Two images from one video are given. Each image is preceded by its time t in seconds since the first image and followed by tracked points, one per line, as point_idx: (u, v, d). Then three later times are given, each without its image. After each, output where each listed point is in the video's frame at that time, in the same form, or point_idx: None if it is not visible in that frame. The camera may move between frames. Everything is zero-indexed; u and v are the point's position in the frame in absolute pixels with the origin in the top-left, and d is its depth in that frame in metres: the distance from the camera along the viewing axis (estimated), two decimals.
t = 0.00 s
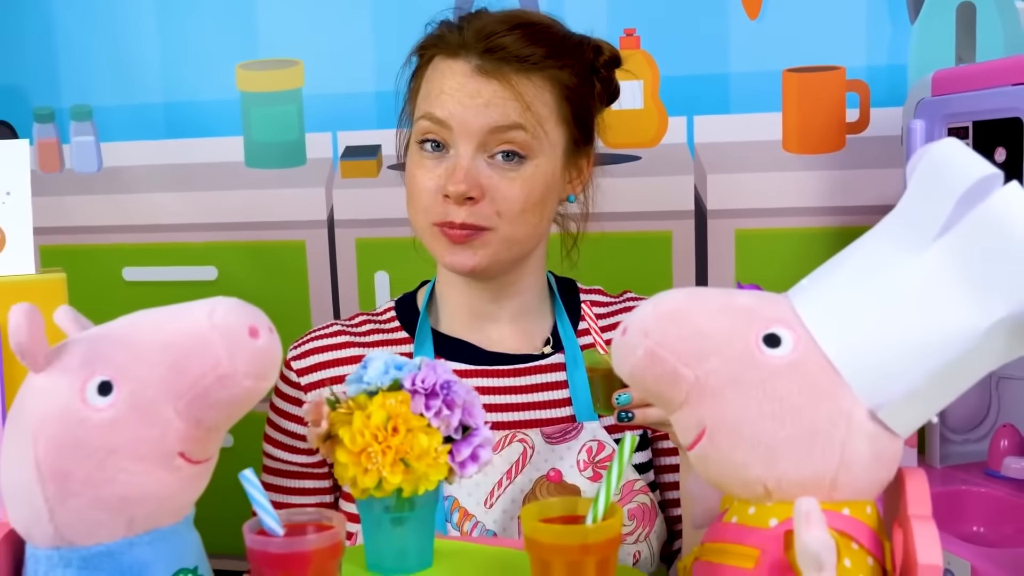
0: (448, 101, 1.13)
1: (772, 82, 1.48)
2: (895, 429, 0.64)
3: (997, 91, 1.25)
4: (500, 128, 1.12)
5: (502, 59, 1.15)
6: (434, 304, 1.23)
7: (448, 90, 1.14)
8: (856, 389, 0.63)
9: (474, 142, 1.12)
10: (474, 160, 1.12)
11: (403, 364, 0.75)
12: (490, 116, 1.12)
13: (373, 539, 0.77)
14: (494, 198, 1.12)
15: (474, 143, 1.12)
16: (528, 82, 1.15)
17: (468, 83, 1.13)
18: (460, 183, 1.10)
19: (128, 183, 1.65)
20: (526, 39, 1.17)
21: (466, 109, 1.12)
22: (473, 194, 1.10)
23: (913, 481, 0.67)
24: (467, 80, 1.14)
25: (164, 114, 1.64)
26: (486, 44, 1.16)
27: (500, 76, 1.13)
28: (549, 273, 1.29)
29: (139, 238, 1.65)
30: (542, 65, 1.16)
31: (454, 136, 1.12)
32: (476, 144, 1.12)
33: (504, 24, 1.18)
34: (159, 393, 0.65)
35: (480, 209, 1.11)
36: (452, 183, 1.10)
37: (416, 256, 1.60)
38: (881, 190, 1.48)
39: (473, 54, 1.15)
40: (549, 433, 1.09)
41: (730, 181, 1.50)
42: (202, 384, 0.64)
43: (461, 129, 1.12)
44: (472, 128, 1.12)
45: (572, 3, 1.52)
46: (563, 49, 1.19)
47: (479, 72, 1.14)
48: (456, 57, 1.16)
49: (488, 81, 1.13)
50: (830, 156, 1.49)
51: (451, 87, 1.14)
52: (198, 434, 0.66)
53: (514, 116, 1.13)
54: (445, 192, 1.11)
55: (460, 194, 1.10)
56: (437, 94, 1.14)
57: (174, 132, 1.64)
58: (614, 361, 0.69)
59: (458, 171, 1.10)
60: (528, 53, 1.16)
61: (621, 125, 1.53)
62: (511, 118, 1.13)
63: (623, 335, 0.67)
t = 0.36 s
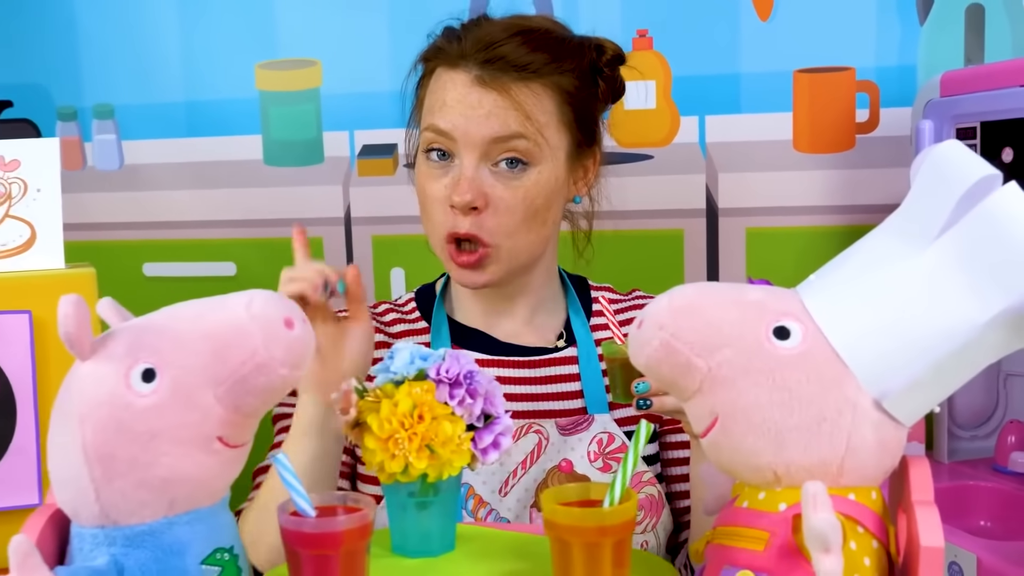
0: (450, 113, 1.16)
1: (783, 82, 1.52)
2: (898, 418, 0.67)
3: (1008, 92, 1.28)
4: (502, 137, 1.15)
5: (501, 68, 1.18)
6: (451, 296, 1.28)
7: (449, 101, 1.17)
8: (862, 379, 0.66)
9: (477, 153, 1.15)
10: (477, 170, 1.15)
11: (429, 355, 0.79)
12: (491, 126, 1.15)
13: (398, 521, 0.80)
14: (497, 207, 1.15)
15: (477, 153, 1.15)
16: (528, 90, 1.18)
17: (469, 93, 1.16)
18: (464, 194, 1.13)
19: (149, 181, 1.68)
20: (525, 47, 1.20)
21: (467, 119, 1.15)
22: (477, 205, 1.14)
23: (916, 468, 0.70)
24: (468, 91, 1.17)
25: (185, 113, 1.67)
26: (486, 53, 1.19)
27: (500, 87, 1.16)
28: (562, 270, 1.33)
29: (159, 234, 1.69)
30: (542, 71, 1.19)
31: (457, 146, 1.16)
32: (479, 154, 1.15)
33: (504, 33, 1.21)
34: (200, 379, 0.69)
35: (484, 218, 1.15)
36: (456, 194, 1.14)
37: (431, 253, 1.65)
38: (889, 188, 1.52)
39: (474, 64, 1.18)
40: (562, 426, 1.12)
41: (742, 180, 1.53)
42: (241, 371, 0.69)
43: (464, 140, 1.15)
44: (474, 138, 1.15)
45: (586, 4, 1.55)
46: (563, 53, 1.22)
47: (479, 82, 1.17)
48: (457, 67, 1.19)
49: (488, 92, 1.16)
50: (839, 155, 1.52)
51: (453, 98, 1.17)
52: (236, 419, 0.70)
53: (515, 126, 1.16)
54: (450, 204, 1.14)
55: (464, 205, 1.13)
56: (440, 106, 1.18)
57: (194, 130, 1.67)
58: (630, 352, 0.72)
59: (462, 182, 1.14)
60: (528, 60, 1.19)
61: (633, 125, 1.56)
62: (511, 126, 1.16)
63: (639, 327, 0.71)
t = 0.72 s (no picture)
0: (467, 117, 1.19)
1: (798, 86, 1.55)
2: (907, 417, 0.70)
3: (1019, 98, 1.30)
4: (520, 140, 1.18)
5: (518, 72, 1.21)
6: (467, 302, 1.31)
7: (466, 105, 1.20)
8: (873, 379, 0.69)
9: (493, 156, 1.18)
10: (494, 173, 1.18)
11: (455, 354, 0.82)
12: (509, 128, 1.17)
13: (425, 515, 0.83)
14: (514, 208, 1.18)
15: (494, 155, 1.18)
16: (545, 93, 1.21)
17: (486, 97, 1.19)
18: (482, 197, 1.16)
19: (171, 181, 1.72)
20: (541, 51, 1.23)
21: (484, 123, 1.18)
22: (494, 207, 1.16)
23: (924, 466, 0.73)
24: (485, 95, 1.20)
25: (206, 114, 1.71)
26: (503, 57, 1.22)
27: (517, 91, 1.19)
28: (577, 274, 1.36)
29: (180, 234, 1.73)
30: (557, 75, 1.22)
31: (474, 149, 1.18)
32: (496, 157, 1.18)
33: (520, 38, 1.24)
34: (239, 378, 0.72)
35: (501, 221, 1.18)
36: (474, 196, 1.16)
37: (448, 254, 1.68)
38: (901, 192, 1.54)
39: (490, 68, 1.21)
40: (577, 431, 1.14)
41: (756, 183, 1.56)
42: (277, 370, 0.72)
43: (482, 143, 1.18)
44: (492, 141, 1.18)
45: (603, 9, 1.58)
46: (577, 57, 1.25)
47: (496, 86, 1.20)
48: (474, 71, 1.23)
49: (505, 95, 1.19)
50: (852, 159, 1.55)
51: (470, 103, 1.20)
52: (271, 415, 0.73)
53: (532, 129, 1.18)
54: (468, 206, 1.17)
55: (482, 207, 1.16)
56: (457, 110, 1.20)
57: (216, 131, 1.71)
58: (649, 353, 0.75)
59: (480, 184, 1.17)
60: (544, 64, 1.22)
61: (649, 128, 1.59)
62: (528, 129, 1.18)
63: (659, 329, 0.74)
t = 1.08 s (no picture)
0: (477, 119, 1.21)
1: (799, 88, 1.57)
2: (908, 415, 0.72)
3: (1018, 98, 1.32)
4: (530, 142, 1.20)
5: (529, 74, 1.23)
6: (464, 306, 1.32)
7: (477, 107, 1.22)
8: (875, 379, 0.71)
9: (503, 158, 1.20)
10: (504, 174, 1.20)
11: (468, 357, 0.84)
12: (519, 130, 1.20)
13: (440, 514, 0.85)
14: (524, 209, 1.20)
15: (504, 157, 1.20)
16: (555, 96, 1.23)
17: (497, 99, 1.21)
18: (492, 198, 1.18)
19: (179, 185, 1.75)
20: (550, 54, 1.25)
21: (495, 125, 1.20)
22: (504, 208, 1.18)
23: (924, 462, 0.75)
24: (496, 97, 1.22)
25: (213, 119, 1.73)
26: (513, 60, 1.24)
27: (528, 93, 1.21)
28: (579, 278, 1.38)
29: (188, 237, 1.75)
30: (567, 77, 1.24)
31: (485, 151, 1.20)
32: (506, 159, 1.20)
33: (528, 41, 1.26)
34: (261, 381, 0.75)
35: (510, 221, 1.19)
36: (485, 197, 1.18)
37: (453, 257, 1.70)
38: (901, 192, 1.56)
39: (501, 70, 1.24)
40: (571, 441, 1.15)
41: (758, 184, 1.58)
42: (298, 374, 0.75)
43: (492, 145, 1.20)
44: (502, 143, 1.20)
45: (606, 13, 1.60)
46: (586, 61, 1.27)
47: (505, 88, 1.22)
48: (484, 74, 1.25)
49: (515, 97, 1.21)
50: (852, 160, 1.57)
51: (481, 105, 1.22)
52: (292, 417, 0.76)
53: (542, 131, 1.21)
54: (478, 207, 1.19)
55: (493, 208, 1.18)
56: (467, 112, 1.23)
57: (223, 135, 1.73)
58: (658, 354, 0.77)
59: (490, 186, 1.19)
60: (553, 67, 1.24)
61: (651, 130, 1.62)
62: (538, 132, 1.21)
63: (667, 332, 0.76)
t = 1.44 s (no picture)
0: (462, 118, 1.23)
1: (797, 91, 1.59)
2: (902, 417, 0.74)
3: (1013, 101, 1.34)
4: (506, 145, 1.21)
5: (518, 78, 1.24)
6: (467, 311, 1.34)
7: (464, 107, 1.24)
8: (869, 382, 0.73)
9: (478, 157, 1.21)
10: (477, 174, 1.21)
11: (473, 361, 0.86)
12: (496, 132, 1.21)
13: (445, 514, 0.87)
14: (495, 211, 1.21)
15: (480, 157, 1.21)
16: (541, 101, 1.24)
17: (481, 100, 1.23)
18: (462, 195, 1.19)
19: (183, 188, 1.77)
20: (545, 59, 1.26)
21: (474, 125, 1.22)
22: (474, 207, 1.19)
23: (918, 463, 0.77)
24: (482, 98, 1.23)
25: (217, 124, 1.75)
26: (507, 62, 1.26)
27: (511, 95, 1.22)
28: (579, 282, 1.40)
29: (192, 240, 1.77)
30: (557, 84, 1.25)
31: (463, 150, 1.22)
32: (482, 159, 1.21)
33: (527, 46, 1.28)
34: (272, 386, 0.77)
35: (480, 221, 1.20)
36: (455, 194, 1.20)
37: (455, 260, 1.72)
38: (899, 194, 1.58)
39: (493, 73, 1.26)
40: (575, 446, 1.17)
41: (757, 186, 1.60)
42: (308, 378, 0.77)
43: (470, 144, 1.21)
44: (479, 143, 1.21)
45: (606, 18, 1.63)
46: (580, 69, 1.27)
47: (493, 91, 1.24)
48: (479, 75, 1.27)
49: (499, 100, 1.23)
50: (850, 162, 1.59)
51: (467, 105, 1.24)
52: (301, 421, 0.78)
53: (520, 134, 1.22)
54: (449, 203, 1.21)
55: (462, 205, 1.19)
56: (455, 112, 1.25)
57: (227, 139, 1.75)
58: (658, 358, 0.79)
59: (461, 183, 1.20)
60: (544, 72, 1.25)
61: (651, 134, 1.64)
62: (516, 134, 1.22)
63: (667, 336, 0.78)
